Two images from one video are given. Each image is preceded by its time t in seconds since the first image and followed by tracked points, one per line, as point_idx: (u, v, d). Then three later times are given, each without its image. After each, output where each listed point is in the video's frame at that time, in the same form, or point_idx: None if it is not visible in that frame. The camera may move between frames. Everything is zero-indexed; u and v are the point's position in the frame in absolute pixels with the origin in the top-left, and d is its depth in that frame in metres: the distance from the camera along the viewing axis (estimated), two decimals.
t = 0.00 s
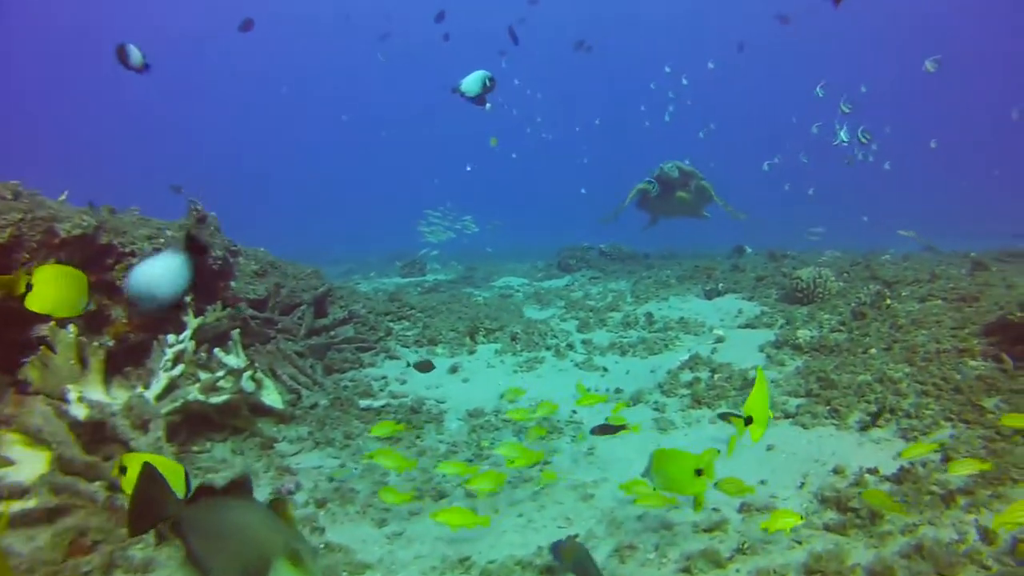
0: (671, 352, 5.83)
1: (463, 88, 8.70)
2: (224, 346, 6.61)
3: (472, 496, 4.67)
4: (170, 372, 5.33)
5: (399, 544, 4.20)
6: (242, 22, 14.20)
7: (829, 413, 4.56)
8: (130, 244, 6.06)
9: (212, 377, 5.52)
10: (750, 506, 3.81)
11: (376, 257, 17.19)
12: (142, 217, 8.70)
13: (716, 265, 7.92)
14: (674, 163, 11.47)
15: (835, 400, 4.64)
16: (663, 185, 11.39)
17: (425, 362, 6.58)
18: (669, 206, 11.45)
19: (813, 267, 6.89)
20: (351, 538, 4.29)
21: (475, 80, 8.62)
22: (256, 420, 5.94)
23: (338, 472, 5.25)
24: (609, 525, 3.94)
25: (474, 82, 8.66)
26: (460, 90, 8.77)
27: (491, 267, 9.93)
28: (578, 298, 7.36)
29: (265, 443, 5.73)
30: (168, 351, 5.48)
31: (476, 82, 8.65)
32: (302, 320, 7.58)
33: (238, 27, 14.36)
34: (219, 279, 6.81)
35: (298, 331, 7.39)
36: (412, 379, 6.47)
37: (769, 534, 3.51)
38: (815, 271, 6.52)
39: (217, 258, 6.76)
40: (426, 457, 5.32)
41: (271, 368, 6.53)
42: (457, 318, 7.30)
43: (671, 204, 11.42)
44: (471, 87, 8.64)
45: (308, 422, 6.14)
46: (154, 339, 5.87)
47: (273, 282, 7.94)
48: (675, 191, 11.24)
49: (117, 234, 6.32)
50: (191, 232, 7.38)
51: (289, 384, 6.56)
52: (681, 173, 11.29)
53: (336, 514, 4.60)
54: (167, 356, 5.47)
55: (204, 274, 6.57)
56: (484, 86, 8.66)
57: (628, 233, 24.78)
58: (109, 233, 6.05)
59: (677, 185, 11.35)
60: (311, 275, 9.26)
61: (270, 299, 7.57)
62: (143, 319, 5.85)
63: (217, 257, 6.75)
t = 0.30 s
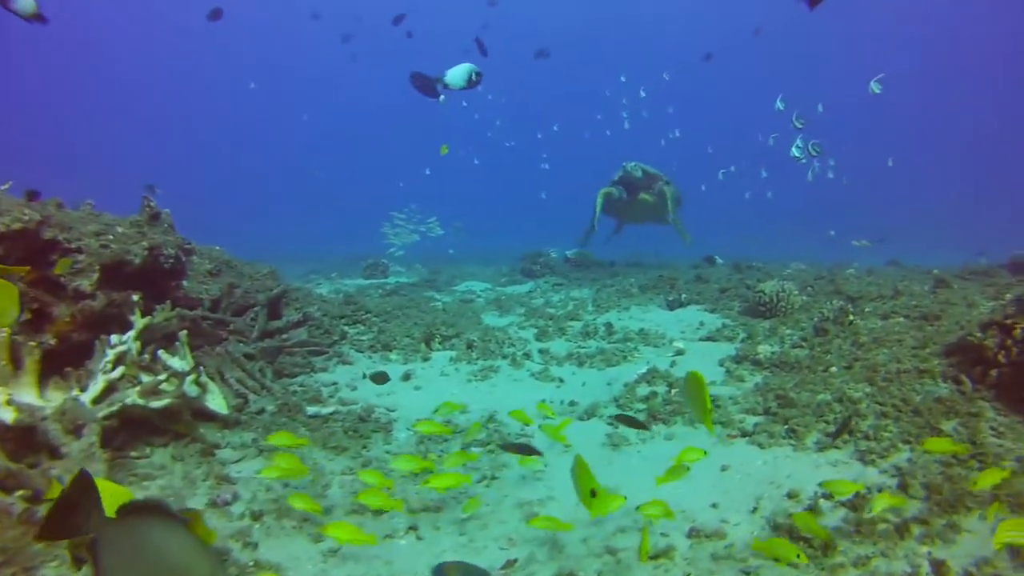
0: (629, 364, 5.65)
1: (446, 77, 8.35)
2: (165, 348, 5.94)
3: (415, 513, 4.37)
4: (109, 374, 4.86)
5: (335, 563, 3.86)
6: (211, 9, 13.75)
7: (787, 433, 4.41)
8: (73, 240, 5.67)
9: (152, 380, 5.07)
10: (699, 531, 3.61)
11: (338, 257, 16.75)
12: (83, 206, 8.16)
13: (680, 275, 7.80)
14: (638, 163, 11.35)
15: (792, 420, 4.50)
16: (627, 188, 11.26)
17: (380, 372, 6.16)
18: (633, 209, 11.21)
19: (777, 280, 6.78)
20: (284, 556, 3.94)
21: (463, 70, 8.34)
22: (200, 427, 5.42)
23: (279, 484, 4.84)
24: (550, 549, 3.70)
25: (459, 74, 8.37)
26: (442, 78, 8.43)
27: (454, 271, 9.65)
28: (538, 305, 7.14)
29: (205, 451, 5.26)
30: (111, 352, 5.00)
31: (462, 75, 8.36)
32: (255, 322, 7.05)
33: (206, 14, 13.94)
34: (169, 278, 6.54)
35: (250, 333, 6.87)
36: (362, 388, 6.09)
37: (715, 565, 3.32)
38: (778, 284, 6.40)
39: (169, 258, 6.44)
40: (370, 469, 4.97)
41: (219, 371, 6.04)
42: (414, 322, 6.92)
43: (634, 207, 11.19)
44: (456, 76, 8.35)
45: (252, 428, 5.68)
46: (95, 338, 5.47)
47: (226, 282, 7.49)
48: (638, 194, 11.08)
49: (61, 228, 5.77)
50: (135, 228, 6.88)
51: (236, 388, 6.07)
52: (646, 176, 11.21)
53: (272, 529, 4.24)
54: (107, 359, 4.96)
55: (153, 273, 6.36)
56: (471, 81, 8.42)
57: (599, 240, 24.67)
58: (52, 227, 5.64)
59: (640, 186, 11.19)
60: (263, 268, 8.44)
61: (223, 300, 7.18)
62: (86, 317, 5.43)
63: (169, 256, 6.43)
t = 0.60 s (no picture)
0: (598, 385, 5.50)
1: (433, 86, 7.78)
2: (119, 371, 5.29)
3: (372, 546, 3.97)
4: (55, 398, 4.47)
5: None
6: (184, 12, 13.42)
7: (755, 460, 4.29)
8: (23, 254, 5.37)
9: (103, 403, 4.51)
10: (664, 568, 3.45)
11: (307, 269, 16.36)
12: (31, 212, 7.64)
13: (651, 291, 7.70)
14: (606, 170, 11.10)
15: (761, 446, 4.37)
16: (593, 196, 11.03)
17: (346, 402, 5.58)
18: (601, 218, 10.90)
19: (749, 299, 6.71)
20: None
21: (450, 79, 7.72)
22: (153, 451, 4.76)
23: (234, 512, 4.31)
24: None
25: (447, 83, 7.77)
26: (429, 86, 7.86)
27: (426, 284, 9.49)
28: (507, 322, 6.96)
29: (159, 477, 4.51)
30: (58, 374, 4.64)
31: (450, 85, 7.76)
32: (216, 340, 6.43)
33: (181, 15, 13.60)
34: (128, 293, 5.95)
35: (211, 352, 6.25)
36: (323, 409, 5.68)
37: None
38: (749, 303, 6.31)
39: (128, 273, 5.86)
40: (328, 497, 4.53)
41: (173, 392, 5.35)
42: (378, 341, 6.58)
43: (600, 215, 10.87)
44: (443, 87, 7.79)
45: (210, 452, 4.99)
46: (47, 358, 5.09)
47: (187, 298, 6.76)
48: (605, 202, 10.82)
49: (12, 242, 5.47)
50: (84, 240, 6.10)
51: (192, 410, 5.37)
52: (613, 184, 10.95)
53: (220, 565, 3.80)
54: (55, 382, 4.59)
55: (110, 289, 5.78)
56: (460, 90, 7.80)
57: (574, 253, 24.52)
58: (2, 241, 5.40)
59: (607, 194, 10.91)
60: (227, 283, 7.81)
61: (180, 317, 6.45)
62: (37, 335, 5.08)
63: (128, 271, 5.86)
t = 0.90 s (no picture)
0: (588, 416, 5.37)
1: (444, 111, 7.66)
2: (96, 403, 5.05)
3: None
4: (27, 436, 4.21)
5: None
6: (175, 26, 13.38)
7: (748, 496, 4.15)
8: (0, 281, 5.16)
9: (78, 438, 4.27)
10: None
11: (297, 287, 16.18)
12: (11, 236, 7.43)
13: (643, 314, 7.64)
14: (593, 183, 10.75)
15: (754, 482, 4.23)
16: (579, 211, 10.77)
17: (333, 441, 5.32)
18: (588, 234, 10.65)
19: (742, 323, 6.60)
20: None
21: (461, 103, 7.55)
22: (128, 488, 4.52)
23: (211, 554, 4.04)
24: None
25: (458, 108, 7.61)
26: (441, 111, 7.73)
27: (417, 307, 9.40)
28: (497, 347, 6.87)
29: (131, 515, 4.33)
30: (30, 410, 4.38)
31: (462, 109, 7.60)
32: (199, 367, 6.22)
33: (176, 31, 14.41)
34: (110, 320, 5.75)
35: (194, 380, 6.02)
36: (307, 441, 5.46)
37: None
38: (741, 328, 6.21)
39: (108, 300, 5.61)
40: (309, 538, 4.32)
41: (152, 426, 5.14)
42: (364, 369, 6.43)
43: (586, 231, 10.62)
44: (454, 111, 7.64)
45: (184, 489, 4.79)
46: (21, 391, 4.87)
47: (171, 326, 6.50)
48: (591, 218, 10.56)
49: None
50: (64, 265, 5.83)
51: (172, 444, 5.15)
52: (600, 199, 10.65)
53: None
54: (27, 418, 4.34)
55: (90, 316, 5.54)
56: (471, 115, 7.63)
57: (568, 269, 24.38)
58: None
59: (593, 210, 10.63)
60: (212, 306, 7.66)
61: (163, 345, 6.21)
62: (11, 368, 4.83)
63: (110, 297, 5.64)
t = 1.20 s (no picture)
0: (576, 452, 5.27)
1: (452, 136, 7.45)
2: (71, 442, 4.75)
3: None
4: None
5: None
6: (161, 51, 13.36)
7: (740, 538, 3.95)
8: None
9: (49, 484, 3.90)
10: None
11: (284, 312, 16.01)
12: None
13: (632, 342, 7.65)
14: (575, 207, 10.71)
15: (746, 522, 4.07)
16: (563, 235, 10.75)
17: (322, 488, 4.97)
18: (574, 259, 10.60)
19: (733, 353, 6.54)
20: None
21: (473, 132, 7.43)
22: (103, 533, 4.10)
23: None
24: None
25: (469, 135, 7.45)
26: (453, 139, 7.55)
27: (406, 335, 9.40)
28: (485, 379, 6.82)
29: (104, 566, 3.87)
30: None
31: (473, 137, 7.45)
32: (181, 403, 5.98)
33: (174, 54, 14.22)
34: (91, 354, 5.44)
35: (176, 416, 5.80)
36: (291, 480, 5.19)
37: None
38: (732, 358, 6.15)
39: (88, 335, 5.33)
40: None
41: (131, 465, 4.80)
42: (349, 404, 6.29)
43: (571, 255, 10.58)
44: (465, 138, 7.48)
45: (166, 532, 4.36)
46: None
47: (153, 359, 6.25)
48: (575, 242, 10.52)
49: None
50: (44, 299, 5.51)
51: (151, 484, 4.77)
52: (584, 223, 10.61)
53: None
54: None
55: (69, 352, 5.24)
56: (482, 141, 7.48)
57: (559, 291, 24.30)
58: None
59: (576, 234, 10.59)
60: (195, 339, 7.55)
61: (146, 379, 5.96)
62: None
63: (89, 331, 5.32)
